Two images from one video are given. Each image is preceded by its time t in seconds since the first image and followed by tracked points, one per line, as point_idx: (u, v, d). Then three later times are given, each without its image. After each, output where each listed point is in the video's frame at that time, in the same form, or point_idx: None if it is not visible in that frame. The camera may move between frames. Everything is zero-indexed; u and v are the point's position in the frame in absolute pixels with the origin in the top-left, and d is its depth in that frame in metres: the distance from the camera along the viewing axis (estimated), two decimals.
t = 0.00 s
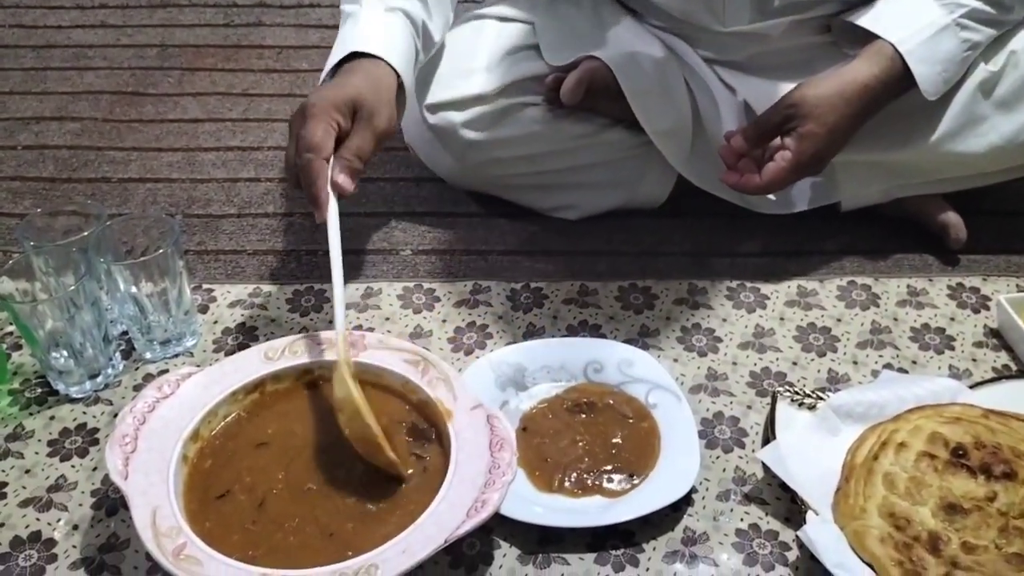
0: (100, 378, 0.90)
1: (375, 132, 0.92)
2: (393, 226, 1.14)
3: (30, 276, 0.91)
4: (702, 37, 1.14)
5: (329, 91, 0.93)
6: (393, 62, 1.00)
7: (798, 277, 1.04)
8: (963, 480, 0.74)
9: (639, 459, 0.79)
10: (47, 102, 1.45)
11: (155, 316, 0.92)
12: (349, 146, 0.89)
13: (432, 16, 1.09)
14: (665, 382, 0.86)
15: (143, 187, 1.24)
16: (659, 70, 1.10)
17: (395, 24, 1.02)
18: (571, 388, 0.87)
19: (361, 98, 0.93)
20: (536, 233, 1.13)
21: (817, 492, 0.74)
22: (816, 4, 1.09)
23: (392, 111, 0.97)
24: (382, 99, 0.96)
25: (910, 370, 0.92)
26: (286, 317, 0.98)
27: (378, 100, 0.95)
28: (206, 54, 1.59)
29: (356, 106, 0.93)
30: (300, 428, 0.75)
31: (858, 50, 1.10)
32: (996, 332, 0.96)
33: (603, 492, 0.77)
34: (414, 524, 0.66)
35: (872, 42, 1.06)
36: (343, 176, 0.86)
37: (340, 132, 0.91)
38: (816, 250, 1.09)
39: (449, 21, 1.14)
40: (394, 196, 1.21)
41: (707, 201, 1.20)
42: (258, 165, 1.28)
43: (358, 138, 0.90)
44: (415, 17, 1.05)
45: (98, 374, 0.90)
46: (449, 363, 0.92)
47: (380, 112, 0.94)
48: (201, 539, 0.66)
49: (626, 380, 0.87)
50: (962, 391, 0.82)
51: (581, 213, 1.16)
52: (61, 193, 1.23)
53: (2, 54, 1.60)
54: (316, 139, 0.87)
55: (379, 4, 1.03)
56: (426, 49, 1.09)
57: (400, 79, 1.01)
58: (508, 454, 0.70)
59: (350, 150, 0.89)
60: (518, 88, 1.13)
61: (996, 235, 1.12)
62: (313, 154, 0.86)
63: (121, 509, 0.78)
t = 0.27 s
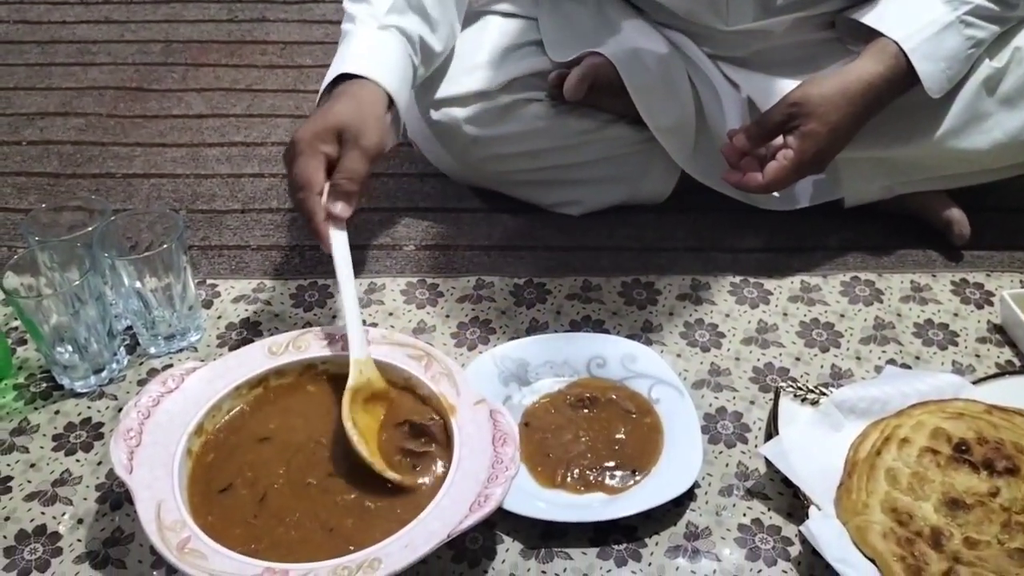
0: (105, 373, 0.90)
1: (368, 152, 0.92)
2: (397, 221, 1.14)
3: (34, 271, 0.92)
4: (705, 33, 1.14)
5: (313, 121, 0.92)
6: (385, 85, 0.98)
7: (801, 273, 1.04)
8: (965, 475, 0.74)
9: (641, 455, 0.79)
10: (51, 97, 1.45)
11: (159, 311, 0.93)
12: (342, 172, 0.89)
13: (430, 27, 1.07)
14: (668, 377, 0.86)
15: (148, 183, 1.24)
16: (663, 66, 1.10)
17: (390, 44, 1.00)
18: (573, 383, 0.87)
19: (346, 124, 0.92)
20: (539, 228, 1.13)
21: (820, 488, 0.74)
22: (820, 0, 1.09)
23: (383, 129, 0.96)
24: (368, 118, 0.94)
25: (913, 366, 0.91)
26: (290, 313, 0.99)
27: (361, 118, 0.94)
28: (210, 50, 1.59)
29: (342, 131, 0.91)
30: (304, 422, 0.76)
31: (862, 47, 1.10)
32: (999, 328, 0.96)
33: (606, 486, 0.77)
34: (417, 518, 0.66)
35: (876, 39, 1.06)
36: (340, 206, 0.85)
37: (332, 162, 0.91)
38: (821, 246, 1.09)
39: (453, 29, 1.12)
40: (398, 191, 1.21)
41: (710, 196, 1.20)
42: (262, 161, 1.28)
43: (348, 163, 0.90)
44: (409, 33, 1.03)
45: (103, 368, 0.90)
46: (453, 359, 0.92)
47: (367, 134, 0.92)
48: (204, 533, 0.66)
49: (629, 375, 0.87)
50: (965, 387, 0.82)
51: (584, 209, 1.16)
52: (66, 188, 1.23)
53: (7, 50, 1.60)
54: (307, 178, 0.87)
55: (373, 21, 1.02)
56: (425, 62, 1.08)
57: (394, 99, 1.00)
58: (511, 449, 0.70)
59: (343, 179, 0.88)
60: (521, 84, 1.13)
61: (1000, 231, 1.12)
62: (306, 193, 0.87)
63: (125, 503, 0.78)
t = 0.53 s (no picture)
0: (108, 373, 0.90)
1: (339, 172, 0.91)
2: (399, 222, 1.15)
3: (38, 273, 0.92)
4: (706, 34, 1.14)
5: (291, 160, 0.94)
6: (366, 107, 1.00)
7: (802, 274, 1.05)
8: (965, 476, 0.74)
9: (642, 455, 0.80)
10: (55, 98, 1.46)
11: (162, 311, 0.93)
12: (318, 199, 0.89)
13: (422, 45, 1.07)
14: (668, 377, 0.86)
15: (151, 184, 1.24)
16: (664, 67, 1.10)
17: (373, 66, 1.02)
18: (574, 384, 0.87)
19: (315, 153, 0.93)
20: (541, 229, 1.13)
21: (821, 488, 0.74)
22: (821, 1, 1.09)
23: (360, 147, 0.95)
24: (336, 140, 0.94)
25: (913, 366, 0.92)
26: (293, 313, 0.99)
27: (329, 142, 0.94)
28: (213, 51, 1.59)
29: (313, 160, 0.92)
30: (307, 422, 0.76)
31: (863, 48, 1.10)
32: (999, 329, 0.96)
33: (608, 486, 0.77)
34: (419, 518, 0.66)
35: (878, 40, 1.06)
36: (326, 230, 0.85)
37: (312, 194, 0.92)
38: (823, 246, 1.10)
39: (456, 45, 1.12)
40: (400, 192, 1.22)
41: (712, 197, 1.20)
42: (264, 162, 1.29)
43: (323, 187, 0.89)
44: (398, 53, 1.04)
45: (107, 369, 0.90)
46: (454, 359, 0.93)
47: (336, 155, 0.92)
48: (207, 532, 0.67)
49: (630, 375, 0.87)
50: (965, 388, 0.82)
51: (585, 209, 1.16)
52: (70, 189, 1.24)
53: (11, 51, 1.61)
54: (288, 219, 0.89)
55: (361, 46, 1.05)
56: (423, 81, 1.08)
57: (379, 121, 1.01)
58: (512, 449, 0.70)
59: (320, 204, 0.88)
60: (523, 86, 1.14)
61: (1000, 231, 1.13)
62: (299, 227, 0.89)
63: (129, 503, 0.79)
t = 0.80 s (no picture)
0: (112, 375, 0.91)
1: (329, 168, 0.91)
2: (402, 224, 1.15)
3: (42, 275, 0.92)
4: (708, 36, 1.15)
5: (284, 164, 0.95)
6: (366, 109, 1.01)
7: (804, 275, 1.05)
8: (967, 477, 0.74)
9: (645, 457, 0.80)
10: (58, 101, 1.46)
11: (165, 313, 0.93)
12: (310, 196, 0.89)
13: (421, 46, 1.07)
14: (672, 379, 0.86)
15: (154, 186, 1.25)
16: (666, 69, 1.10)
17: (373, 70, 1.03)
18: (577, 386, 0.88)
19: (306, 153, 0.93)
20: (543, 231, 1.14)
21: (824, 489, 0.74)
22: (823, 3, 1.09)
23: (352, 144, 0.95)
24: (327, 140, 0.94)
25: (916, 368, 0.92)
26: (296, 315, 0.99)
27: (321, 142, 0.94)
28: (216, 53, 1.60)
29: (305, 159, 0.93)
30: (312, 425, 0.76)
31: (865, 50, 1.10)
32: (1002, 330, 0.96)
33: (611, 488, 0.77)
34: (423, 519, 0.67)
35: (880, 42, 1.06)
36: (319, 225, 0.86)
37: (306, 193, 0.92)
38: (825, 248, 1.10)
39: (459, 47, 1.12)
40: (403, 194, 1.22)
41: (714, 198, 1.21)
42: (267, 164, 1.29)
43: (315, 185, 0.90)
44: (397, 56, 1.05)
45: (111, 370, 0.91)
46: (457, 361, 0.93)
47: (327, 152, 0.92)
48: (212, 534, 0.67)
49: (633, 377, 0.87)
50: (967, 389, 0.82)
51: (588, 211, 1.16)
52: (74, 191, 1.24)
53: (15, 54, 1.61)
54: (282, 217, 0.90)
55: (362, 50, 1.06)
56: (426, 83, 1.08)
57: (379, 124, 1.01)
58: (515, 450, 0.70)
59: (313, 200, 0.88)
60: (525, 88, 1.14)
61: (1002, 233, 1.13)
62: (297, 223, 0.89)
63: (133, 505, 0.79)
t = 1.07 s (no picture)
0: (114, 379, 0.91)
1: (317, 149, 0.93)
2: (403, 227, 1.15)
3: (44, 279, 0.93)
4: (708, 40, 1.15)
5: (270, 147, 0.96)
6: (356, 97, 1.01)
7: (805, 278, 1.05)
8: (968, 481, 0.74)
9: (645, 460, 0.80)
10: (60, 105, 1.46)
11: (167, 317, 0.93)
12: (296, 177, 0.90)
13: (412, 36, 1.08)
14: (673, 382, 0.86)
15: (156, 190, 1.25)
16: (665, 72, 1.10)
17: (364, 58, 1.03)
18: (577, 389, 0.88)
19: (295, 135, 0.94)
20: (544, 234, 1.14)
21: (825, 492, 0.74)
22: (823, 6, 1.10)
23: (342, 128, 0.97)
24: (315, 123, 0.96)
25: (917, 371, 0.92)
26: (298, 318, 0.99)
27: (311, 125, 0.96)
28: (218, 57, 1.60)
29: (293, 142, 0.94)
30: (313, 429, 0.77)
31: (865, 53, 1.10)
32: (1003, 333, 0.96)
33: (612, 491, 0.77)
34: (425, 522, 0.67)
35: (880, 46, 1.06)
36: (303, 208, 0.86)
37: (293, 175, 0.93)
38: (826, 250, 1.10)
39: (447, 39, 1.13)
40: (404, 197, 1.22)
41: (715, 201, 1.21)
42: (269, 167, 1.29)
43: (304, 166, 0.91)
44: (390, 46, 1.05)
45: (112, 374, 0.91)
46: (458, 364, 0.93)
47: (315, 135, 0.94)
48: (213, 539, 0.67)
49: (634, 380, 0.87)
50: (968, 393, 0.82)
51: (588, 214, 1.16)
52: (76, 195, 1.24)
53: (17, 58, 1.62)
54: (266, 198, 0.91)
55: (352, 37, 1.06)
56: (415, 73, 1.10)
57: (368, 111, 1.02)
58: (516, 454, 0.70)
59: (298, 181, 0.89)
60: (526, 91, 1.14)
61: (1003, 235, 1.13)
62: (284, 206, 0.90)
63: (135, 508, 0.79)
